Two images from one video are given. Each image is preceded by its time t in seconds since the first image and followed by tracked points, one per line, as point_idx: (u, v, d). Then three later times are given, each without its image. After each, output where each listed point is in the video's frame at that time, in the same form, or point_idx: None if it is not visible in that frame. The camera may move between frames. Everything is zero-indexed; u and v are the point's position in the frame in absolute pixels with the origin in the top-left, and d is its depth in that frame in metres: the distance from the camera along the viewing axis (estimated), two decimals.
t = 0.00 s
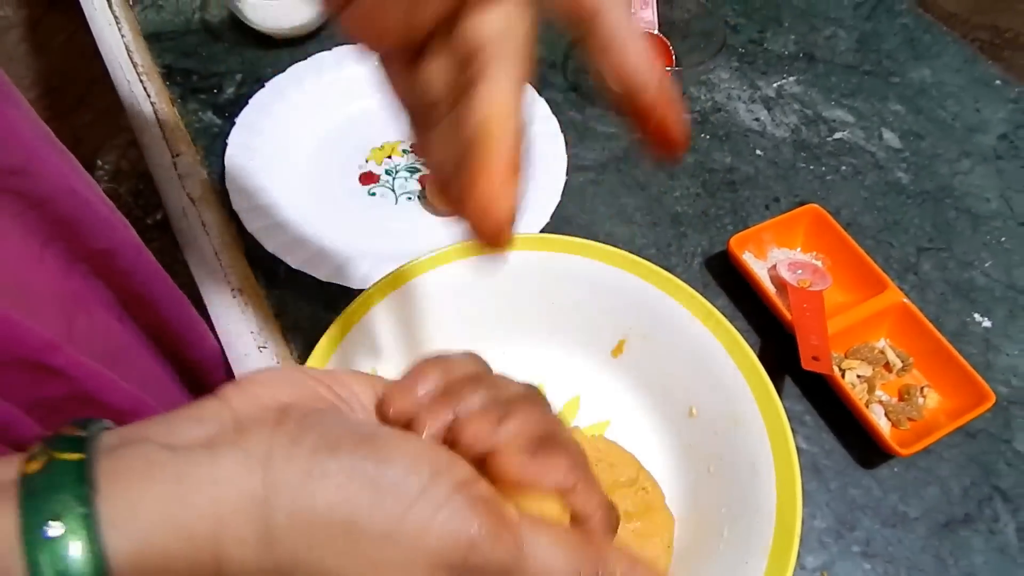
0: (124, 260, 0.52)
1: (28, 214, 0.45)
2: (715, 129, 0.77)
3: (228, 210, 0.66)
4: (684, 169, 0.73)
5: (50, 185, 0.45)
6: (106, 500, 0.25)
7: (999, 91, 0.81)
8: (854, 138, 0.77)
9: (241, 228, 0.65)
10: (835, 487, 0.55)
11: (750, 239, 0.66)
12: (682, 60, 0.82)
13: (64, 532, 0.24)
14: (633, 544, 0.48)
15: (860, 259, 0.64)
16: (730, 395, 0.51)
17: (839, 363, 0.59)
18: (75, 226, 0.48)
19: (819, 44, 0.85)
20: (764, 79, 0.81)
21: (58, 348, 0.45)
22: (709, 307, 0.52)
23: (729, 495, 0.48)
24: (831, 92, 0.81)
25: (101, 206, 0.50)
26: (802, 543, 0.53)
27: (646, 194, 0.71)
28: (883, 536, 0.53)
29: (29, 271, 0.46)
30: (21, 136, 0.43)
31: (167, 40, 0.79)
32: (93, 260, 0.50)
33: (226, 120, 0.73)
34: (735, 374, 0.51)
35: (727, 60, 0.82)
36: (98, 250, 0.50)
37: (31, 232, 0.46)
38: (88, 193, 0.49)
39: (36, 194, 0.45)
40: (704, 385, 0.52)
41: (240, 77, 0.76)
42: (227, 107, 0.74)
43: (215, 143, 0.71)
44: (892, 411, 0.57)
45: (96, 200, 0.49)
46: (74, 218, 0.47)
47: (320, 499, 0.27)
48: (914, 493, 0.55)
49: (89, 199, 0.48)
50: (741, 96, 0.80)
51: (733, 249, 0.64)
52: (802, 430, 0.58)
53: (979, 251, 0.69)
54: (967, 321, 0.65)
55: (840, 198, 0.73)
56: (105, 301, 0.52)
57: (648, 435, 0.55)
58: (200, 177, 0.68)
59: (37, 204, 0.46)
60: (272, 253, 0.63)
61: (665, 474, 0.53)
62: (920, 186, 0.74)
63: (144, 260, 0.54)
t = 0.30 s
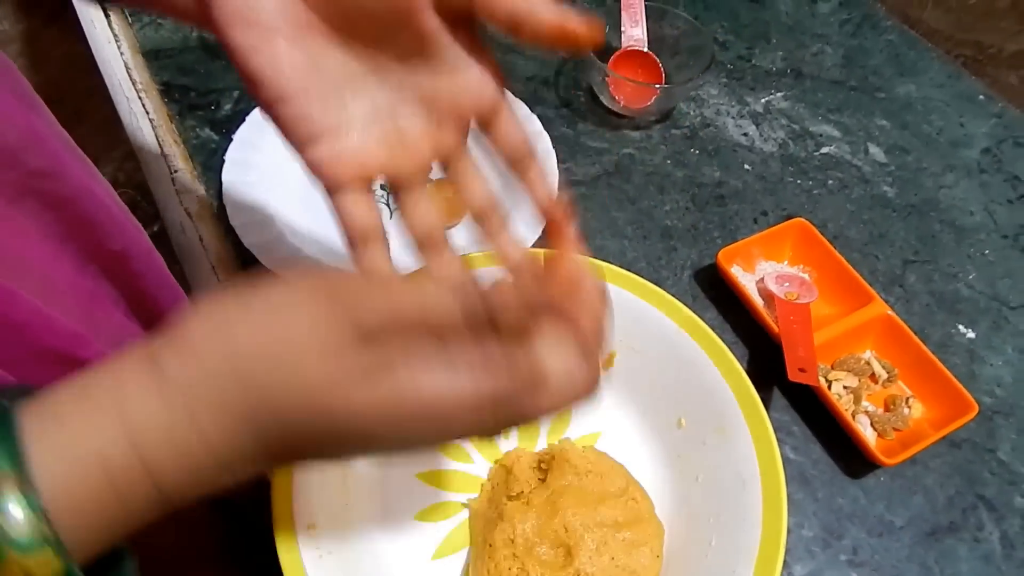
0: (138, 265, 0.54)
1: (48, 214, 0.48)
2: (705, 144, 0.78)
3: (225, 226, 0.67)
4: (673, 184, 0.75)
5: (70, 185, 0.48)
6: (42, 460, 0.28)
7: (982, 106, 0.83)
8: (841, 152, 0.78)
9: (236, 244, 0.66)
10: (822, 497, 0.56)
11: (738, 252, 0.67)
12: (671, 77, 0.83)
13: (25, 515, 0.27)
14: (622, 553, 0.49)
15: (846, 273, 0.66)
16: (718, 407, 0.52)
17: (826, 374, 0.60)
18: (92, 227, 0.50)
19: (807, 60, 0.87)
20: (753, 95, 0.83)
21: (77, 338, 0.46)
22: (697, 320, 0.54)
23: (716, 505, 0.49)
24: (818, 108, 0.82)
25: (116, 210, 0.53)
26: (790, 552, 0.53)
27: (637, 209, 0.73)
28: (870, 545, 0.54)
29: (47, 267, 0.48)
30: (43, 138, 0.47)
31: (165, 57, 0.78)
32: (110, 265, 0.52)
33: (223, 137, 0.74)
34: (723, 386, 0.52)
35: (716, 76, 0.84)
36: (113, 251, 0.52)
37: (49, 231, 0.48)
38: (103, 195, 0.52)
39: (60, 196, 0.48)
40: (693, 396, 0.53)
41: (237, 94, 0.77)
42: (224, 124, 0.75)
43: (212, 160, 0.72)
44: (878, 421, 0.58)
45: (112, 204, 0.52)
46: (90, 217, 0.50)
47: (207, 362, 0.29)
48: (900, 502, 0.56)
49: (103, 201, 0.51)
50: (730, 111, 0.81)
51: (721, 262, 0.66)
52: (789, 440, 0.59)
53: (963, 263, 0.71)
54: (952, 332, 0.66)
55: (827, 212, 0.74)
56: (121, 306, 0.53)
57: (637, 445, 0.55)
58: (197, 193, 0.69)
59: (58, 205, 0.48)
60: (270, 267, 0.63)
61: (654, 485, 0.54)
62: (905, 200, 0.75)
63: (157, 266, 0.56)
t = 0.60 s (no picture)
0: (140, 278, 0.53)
1: (52, 233, 0.46)
2: (698, 146, 0.78)
3: (219, 227, 0.67)
4: (667, 186, 0.75)
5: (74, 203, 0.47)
6: None
7: (974, 110, 0.84)
8: (834, 155, 0.79)
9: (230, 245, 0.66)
10: (813, 497, 0.56)
11: (730, 254, 0.67)
12: (665, 80, 0.84)
13: None
14: (613, 553, 0.51)
15: (837, 275, 0.66)
16: (710, 409, 0.52)
17: (817, 375, 0.61)
18: (95, 245, 0.49)
19: (800, 63, 0.87)
20: (746, 98, 0.83)
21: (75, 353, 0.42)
22: (686, 319, 0.55)
23: (707, 505, 0.50)
24: (811, 110, 0.83)
25: (117, 225, 0.52)
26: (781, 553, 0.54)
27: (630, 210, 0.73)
28: (860, 545, 0.54)
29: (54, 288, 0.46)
30: (46, 159, 0.45)
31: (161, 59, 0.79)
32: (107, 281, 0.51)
33: (218, 139, 0.74)
34: (715, 389, 0.53)
35: (710, 79, 0.84)
36: (115, 267, 0.51)
37: (54, 250, 0.46)
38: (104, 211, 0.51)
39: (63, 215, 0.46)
40: (686, 398, 0.54)
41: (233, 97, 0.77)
42: (219, 125, 0.75)
43: (207, 162, 0.72)
44: (869, 422, 0.58)
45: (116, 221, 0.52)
46: (95, 236, 0.49)
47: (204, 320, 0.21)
48: (890, 502, 0.56)
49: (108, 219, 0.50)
50: (723, 114, 0.81)
51: (714, 264, 0.66)
52: (781, 441, 0.59)
53: (954, 265, 0.71)
54: (943, 333, 0.66)
55: (819, 214, 0.74)
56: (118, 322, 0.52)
57: (628, 446, 0.56)
58: (192, 195, 0.69)
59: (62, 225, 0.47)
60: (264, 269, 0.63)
61: (645, 486, 0.54)
62: (897, 202, 0.75)
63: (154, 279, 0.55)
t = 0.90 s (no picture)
0: (138, 293, 0.53)
1: (48, 251, 0.47)
2: (691, 153, 0.79)
3: (210, 235, 0.67)
4: (659, 193, 0.75)
5: (67, 222, 0.48)
6: None
7: (965, 116, 0.84)
8: (825, 161, 0.79)
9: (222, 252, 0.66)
10: (804, 504, 0.57)
11: (722, 261, 0.67)
12: (658, 87, 0.84)
13: None
14: (603, 562, 0.51)
15: (829, 282, 0.66)
16: (700, 418, 0.52)
17: (808, 383, 0.61)
18: (90, 264, 0.49)
19: (792, 69, 0.87)
20: (739, 104, 0.83)
21: (69, 382, 0.45)
22: (676, 327, 0.54)
23: (698, 515, 0.50)
24: (804, 117, 0.83)
25: (112, 243, 0.52)
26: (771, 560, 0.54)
27: (622, 217, 0.73)
28: (851, 553, 0.55)
29: (45, 305, 0.47)
30: (36, 178, 0.46)
31: (154, 65, 0.79)
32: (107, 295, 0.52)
33: (210, 146, 0.74)
34: (705, 398, 0.52)
35: (702, 86, 0.84)
36: (111, 284, 0.51)
37: (49, 268, 0.48)
38: (99, 230, 0.51)
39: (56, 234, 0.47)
40: (676, 407, 0.54)
41: (225, 103, 0.77)
42: (211, 132, 0.75)
43: (199, 168, 0.72)
44: (860, 429, 0.58)
45: (112, 240, 0.52)
46: (88, 255, 0.49)
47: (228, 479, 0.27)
48: (881, 510, 0.56)
49: (103, 238, 0.51)
50: (715, 120, 0.82)
51: (705, 271, 0.66)
52: (772, 448, 0.59)
53: (945, 271, 0.71)
54: (934, 340, 0.67)
55: (811, 220, 0.74)
56: (121, 337, 0.53)
57: (620, 456, 0.56)
58: (184, 202, 0.69)
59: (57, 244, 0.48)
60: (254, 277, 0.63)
61: (636, 495, 0.54)
62: (889, 209, 0.76)
63: (152, 291, 0.56)
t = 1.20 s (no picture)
0: (125, 283, 0.53)
1: (43, 228, 0.48)
2: (686, 158, 0.78)
3: (203, 243, 0.66)
4: (654, 199, 0.75)
5: (64, 200, 0.49)
6: None
7: (961, 119, 0.83)
8: (820, 166, 0.79)
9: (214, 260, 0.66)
10: (799, 514, 0.56)
11: (716, 267, 0.67)
12: (652, 91, 0.84)
13: None
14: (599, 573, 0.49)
15: (824, 289, 0.66)
16: (693, 427, 0.52)
17: (803, 391, 0.60)
18: (85, 242, 0.50)
19: (787, 73, 0.87)
20: (733, 109, 0.83)
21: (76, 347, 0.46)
22: (670, 335, 0.54)
23: (692, 524, 0.49)
24: (799, 121, 0.83)
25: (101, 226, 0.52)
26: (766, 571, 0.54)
27: (617, 223, 0.73)
28: (846, 562, 0.54)
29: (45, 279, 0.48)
30: (34, 156, 0.47)
31: (146, 73, 0.78)
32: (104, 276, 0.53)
33: (204, 152, 0.73)
34: (699, 406, 0.52)
35: (697, 90, 0.84)
36: (103, 266, 0.51)
37: (45, 245, 0.48)
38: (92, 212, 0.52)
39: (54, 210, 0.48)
40: (669, 416, 0.53)
41: (218, 110, 0.76)
42: (205, 138, 0.74)
43: (192, 175, 0.72)
44: (855, 438, 0.58)
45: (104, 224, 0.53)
46: (84, 233, 0.50)
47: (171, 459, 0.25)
48: (876, 519, 0.56)
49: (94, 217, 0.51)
50: (710, 125, 0.81)
51: (700, 278, 0.66)
52: (767, 456, 0.59)
53: (941, 277, 0.71)
54: (929, 346, 0.66)
55: (806, 226, 0.74)
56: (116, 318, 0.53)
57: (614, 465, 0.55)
58: (176, 210, 0.68)
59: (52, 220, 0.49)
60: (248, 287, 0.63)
61: (630, 506, 0.54)
62: (884, 214, 0.75)
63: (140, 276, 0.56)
